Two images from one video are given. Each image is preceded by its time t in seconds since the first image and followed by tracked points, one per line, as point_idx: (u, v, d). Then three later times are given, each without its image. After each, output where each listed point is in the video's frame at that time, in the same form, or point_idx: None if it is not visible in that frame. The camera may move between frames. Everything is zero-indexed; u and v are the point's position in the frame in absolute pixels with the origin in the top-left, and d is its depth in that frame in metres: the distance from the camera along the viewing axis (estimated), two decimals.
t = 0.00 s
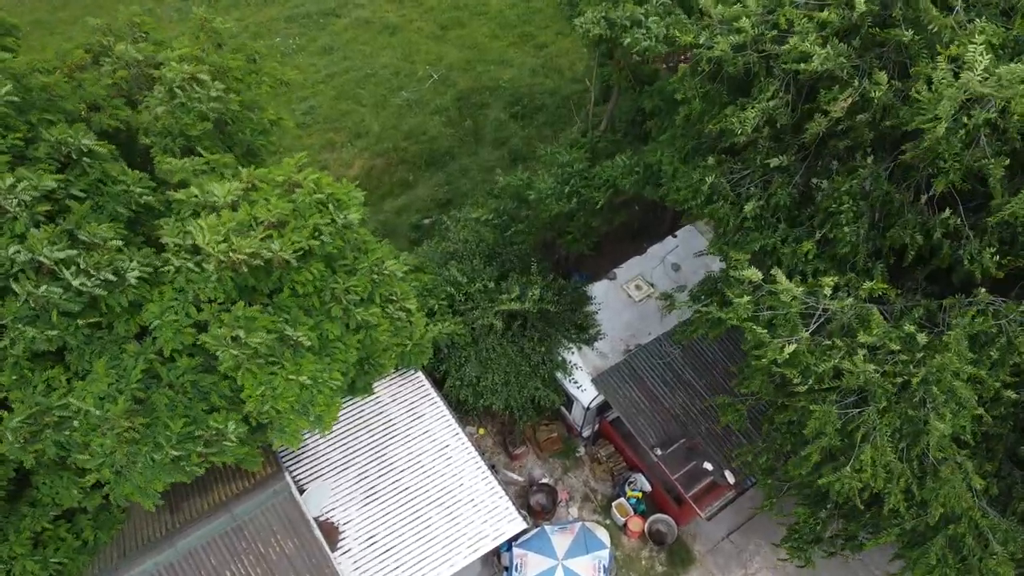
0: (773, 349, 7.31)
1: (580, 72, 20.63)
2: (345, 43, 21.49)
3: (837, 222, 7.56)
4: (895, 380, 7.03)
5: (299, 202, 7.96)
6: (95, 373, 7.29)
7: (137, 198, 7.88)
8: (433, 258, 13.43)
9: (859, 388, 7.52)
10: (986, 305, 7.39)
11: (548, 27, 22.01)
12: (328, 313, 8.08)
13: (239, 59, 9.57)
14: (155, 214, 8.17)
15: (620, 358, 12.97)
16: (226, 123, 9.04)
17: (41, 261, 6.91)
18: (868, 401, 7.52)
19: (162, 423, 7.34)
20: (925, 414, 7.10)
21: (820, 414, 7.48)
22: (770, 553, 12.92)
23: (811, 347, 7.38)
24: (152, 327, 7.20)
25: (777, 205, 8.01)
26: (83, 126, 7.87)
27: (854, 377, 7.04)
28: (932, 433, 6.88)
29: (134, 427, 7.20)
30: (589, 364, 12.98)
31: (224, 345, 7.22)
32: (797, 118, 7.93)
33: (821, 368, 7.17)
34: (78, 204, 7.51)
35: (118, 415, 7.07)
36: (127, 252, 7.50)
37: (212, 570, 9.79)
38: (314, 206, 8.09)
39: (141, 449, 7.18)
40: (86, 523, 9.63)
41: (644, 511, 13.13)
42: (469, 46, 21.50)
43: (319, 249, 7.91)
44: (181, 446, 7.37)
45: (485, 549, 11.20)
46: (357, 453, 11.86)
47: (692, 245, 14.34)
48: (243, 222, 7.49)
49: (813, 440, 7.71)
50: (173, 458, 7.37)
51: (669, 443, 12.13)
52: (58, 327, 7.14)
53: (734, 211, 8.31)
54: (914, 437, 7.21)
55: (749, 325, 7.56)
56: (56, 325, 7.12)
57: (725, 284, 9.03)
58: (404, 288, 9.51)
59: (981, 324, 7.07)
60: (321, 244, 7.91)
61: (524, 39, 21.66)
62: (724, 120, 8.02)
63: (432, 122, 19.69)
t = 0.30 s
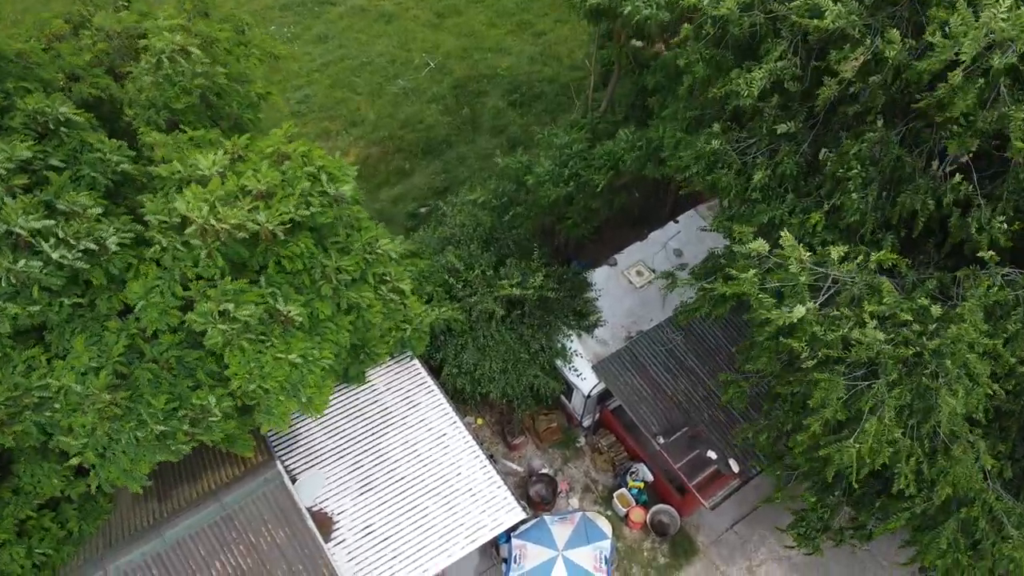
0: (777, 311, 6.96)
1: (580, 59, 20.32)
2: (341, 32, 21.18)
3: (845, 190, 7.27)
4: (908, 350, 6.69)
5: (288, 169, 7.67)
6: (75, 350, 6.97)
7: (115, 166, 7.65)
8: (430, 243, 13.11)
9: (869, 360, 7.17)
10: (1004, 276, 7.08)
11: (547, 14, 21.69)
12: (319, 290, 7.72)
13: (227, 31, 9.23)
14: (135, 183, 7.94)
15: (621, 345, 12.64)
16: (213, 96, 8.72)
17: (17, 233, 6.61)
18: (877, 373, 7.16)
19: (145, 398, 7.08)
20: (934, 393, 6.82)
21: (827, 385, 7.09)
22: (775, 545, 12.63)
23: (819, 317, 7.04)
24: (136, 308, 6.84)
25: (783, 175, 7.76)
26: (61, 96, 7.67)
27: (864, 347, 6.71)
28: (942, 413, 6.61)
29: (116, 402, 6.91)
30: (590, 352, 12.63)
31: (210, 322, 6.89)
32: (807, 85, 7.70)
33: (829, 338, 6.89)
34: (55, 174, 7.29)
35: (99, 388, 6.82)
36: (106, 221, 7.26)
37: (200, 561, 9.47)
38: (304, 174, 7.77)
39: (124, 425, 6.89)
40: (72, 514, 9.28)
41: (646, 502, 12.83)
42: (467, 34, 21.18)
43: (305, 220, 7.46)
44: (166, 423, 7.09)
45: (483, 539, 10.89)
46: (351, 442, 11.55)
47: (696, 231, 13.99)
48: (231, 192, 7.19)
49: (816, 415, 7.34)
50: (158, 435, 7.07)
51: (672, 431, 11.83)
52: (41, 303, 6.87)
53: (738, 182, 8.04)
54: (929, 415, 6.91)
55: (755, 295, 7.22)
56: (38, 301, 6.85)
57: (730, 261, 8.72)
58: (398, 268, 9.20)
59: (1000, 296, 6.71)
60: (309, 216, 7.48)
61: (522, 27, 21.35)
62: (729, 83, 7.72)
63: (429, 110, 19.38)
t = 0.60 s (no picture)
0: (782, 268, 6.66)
1: (579, 46, 20.03)
2: (336, 19, 20.86)
3: (857, 150, 7.10)
4: (922, 315, 6.38)
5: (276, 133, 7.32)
6: (59, 323, 6.68)
7: (98, 134, 7.38)
8: (427, 227, 12.82)
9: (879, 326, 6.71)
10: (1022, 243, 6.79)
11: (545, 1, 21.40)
12: (310, 263, 7.40)
13: None
14: (121, 154, 7.65)
15: (623, 330, 12.34)
16: (199, 65, 8.45)
17: None
18: (887, 339, 6.70)
19: (132, 370, 6.75)
20: (946, 362, 6.47)
21: (835, 348, 6.61)
22: (781, 534, 12.35)
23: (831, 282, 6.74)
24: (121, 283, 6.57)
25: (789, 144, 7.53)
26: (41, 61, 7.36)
27: (873, 312, 6.44)
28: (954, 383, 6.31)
29: (101, 374, 6.62)
30: (592, 337, 12.35)
31: (197, 296, 6.65)
32: (815, 43, 7.71)
33: (837, 302, 6.56)
34: (36, 141, 7.00)
35: (82, 360, 6.53)
36: (90, 190, 6.97)
37: (191, 550, 9.19)
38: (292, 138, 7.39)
39: (109, 398, 6.57)
40: (58, 501, 9.03)
41: (648, 491, 12.55)
42: (464, 21, 20.87)
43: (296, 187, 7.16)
44: (153, 395, 6.70)
45: (482, 528, 10.61)
46: (345, 429, 11.26)
47: (699, 216, 13.68)
48: (217, 156, 6.88)
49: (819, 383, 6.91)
50: (145, 407, 6.69)
51: (675, 417, 11.54)
52: (25, 276, 6.59)
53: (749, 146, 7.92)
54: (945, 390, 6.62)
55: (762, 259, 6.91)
56: (23, 275, 6.58)
57: (737, 235, 8.41)
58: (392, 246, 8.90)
59: (1021, 260, 6.41)
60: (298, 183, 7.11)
61: (521, 13, 21.05)
62: (736, 39, 7.65)
63: (426, 97, 19.08)
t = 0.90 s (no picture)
0: (789, 232, 6.31)
1: (578, 32, 19.72)
2: (331, 6, 20.53)
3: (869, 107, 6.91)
4: (937, 279, 6.13)
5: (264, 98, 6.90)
6: (36, 298, 6.35)
7: (83, 105, 7.05)
8: (423, 210, 12.50)
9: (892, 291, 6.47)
10: None
11: None
12: (300, 236, 7.12)
13: None
14: (104, 124, 7.30)
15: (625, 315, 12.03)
16: (183, 31, 8.34)
17: None
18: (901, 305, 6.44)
19: (116, 342, 6.47)
20: (964, 330, 6.23)
21: (844, 315, 6.31)
22: (787, 524, 12.07)
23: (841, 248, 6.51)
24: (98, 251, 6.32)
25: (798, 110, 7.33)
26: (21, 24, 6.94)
27: (885, 276, 6.15)
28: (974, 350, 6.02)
29: (81, 348, 6.29)
30: (593, 324, 12.09)
31: (180, 267, 6.38)
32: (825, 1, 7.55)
33: (848, 266, 6.33)
34: (15, 107, 6.58)
35: (62, 332, 6.20)
36: (70, 160, 6.64)
37: (179, 539, 8.89)
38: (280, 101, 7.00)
39: (90, 370, 6.25)
40: (41, 489, 8.76)
41: (651, 480, 12.26)
42: (462, 7, 20.55)
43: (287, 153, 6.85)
44: (141, 366, 6.46)
45: (480, 517, 10.31)
46: (340, 415, 10.97)
47: (702, 198, 13.34)
48: (202, 120, 6.50)
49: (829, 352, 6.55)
50: (130, 381, 6.43)
51: (678, 403, 11.26)
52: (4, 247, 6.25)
53: (754, 113, 7.53)
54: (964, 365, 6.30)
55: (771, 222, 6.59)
56: (2, 245, 6.25)
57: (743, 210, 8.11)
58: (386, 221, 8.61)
59: None
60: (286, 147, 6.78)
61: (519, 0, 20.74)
62: None
63: (423, 84, 18.76)
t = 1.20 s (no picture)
0: (799, 202, 6.07)
1: (577, 20, 19.40)
2: None
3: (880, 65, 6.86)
4: (956, 247, 5.91)
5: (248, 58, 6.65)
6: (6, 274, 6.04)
7: (62, 73, 6.71)
8: (419, 195, 12.18)
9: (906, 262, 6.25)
10: None
11: None
12: (289, 209, 6.91)
13: None
14: (82, 94, 6.95)
15: (626, 302, 11.74)
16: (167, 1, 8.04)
17: None
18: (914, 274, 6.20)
19: (92, 322, 6.18)
20: (984, 301, 5.90)
21: (862, 285, 6.24)
22: (793, 515, 11.78)
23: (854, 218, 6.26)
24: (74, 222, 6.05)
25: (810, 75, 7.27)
26: None
27: (902, 244, 5.98)
28: (994, 322, 5.72)
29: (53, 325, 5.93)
30: (593, 311, 11.81)
31: (160, 238, 6.12)
32: None
33: (862, 234, 6.09)
34: None
35: (32, 308, 5.88)
36: (44, 129, 6.27)
37: (166, 530, 8.58)
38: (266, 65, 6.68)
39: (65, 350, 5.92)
40: (22, 479, 8.39)
41: (653, 471, 11.96)
42: None
43: (270, 117, 6.55)
44: (115, 347, 6.10)
45: (478, 507, 10.01)
46: (334, 404, 10.68)
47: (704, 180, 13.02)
48: (183, 80, 6.17)
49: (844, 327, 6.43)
50: (104, 362, 6.09)
51: (681, 391, 10.93)
52: None
53: (764, 78, 7.54)
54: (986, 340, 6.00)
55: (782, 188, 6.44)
56: None
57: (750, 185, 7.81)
58: (379, 198, 8.30)
59: None
60: (272, 113, 6.53)
61: None
62: None
63: (419, 72, 18.42)
